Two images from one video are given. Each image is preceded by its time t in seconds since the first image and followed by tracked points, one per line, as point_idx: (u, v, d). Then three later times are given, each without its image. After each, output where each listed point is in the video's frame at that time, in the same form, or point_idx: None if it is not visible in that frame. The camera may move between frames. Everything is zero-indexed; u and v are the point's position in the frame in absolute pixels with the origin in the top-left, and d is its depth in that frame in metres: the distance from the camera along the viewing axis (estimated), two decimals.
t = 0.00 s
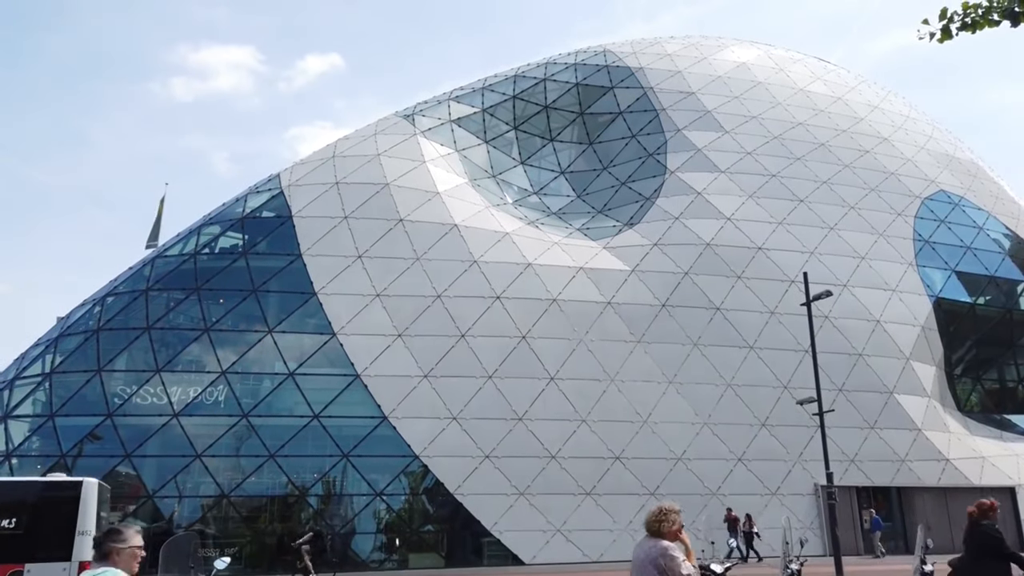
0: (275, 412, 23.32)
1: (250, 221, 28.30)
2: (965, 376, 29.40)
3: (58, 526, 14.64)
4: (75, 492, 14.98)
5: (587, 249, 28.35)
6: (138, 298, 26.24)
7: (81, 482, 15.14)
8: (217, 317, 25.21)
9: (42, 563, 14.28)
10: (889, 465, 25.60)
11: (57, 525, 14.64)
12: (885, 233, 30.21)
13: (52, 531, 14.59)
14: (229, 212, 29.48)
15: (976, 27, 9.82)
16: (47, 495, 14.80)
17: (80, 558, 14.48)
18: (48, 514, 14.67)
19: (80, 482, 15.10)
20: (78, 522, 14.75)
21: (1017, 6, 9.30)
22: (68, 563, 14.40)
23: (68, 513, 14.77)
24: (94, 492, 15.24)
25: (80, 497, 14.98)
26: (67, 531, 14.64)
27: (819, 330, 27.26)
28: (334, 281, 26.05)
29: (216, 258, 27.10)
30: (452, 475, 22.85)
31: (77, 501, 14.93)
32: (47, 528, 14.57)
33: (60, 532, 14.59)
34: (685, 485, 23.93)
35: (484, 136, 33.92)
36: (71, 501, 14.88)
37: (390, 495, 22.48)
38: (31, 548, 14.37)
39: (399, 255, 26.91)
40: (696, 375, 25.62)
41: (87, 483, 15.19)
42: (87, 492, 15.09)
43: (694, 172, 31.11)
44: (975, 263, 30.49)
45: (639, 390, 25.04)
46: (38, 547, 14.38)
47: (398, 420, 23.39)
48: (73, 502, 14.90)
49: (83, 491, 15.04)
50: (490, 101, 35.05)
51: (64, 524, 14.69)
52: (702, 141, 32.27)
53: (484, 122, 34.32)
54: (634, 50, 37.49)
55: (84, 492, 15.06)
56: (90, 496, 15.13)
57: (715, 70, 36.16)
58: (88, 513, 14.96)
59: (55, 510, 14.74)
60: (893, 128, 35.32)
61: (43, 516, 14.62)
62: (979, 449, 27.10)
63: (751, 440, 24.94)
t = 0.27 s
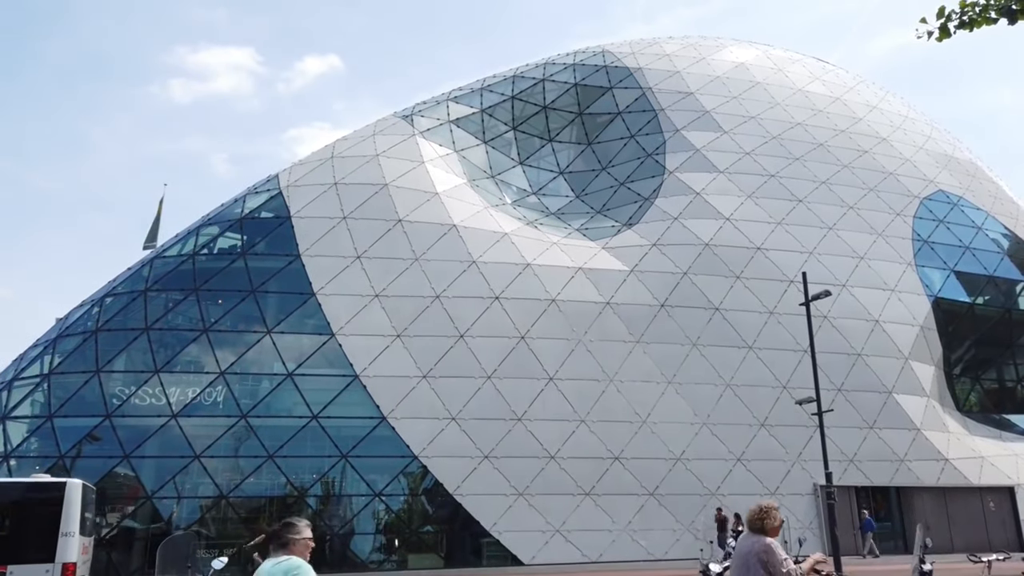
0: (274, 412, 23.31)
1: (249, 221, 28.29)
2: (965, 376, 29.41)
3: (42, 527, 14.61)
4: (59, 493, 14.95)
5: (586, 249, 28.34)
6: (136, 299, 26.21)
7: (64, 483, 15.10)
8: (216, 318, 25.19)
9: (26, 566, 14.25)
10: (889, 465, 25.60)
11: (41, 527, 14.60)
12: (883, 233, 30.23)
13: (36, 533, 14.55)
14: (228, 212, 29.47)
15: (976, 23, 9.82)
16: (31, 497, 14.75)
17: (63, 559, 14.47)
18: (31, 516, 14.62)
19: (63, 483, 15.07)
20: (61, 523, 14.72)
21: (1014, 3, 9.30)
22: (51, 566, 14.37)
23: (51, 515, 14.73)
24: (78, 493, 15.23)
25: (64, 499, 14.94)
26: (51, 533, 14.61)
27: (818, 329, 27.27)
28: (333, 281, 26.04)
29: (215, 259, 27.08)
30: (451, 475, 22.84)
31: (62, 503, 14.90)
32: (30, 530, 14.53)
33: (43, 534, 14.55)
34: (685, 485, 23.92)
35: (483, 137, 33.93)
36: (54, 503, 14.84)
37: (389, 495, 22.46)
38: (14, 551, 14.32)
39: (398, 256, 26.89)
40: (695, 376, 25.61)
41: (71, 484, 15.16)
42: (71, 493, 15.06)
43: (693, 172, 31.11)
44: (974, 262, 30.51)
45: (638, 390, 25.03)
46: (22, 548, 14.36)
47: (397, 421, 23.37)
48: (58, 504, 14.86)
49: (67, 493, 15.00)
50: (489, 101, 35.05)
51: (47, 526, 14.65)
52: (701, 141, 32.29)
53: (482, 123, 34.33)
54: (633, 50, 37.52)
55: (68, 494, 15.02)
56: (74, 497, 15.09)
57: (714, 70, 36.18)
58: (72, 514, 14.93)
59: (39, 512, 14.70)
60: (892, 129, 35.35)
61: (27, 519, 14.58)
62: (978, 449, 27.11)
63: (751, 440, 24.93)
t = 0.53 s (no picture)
0: (273, 412, 23.29)
1: (247, 221, 28.28)
2: (964, 375, 29.39)
3: (28, 527, 14.55)
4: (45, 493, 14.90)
5: (585, 248, 28.33)
6: (134, 299, 26.19)
7: (51, 482, 15.05)
8: (214, 317, 25.17)
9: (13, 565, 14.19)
10: (888, 464, 25.60)
11: (28, 527, 14.55)
12: (882, 232, 30.23)
13: (22, 533, 14.49)
14: (226, 212, 29.46)
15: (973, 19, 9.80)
16: (18, 496, 14.70)
17: (49, 559, 14.42)
18: (16, 515, 14.57)
19: (50, 483, 15.03)
20: (48, 523, 14.67)
21: None
22: (37, 566, 14.32)
23: (37, 514, 14.68)
24: (66, 493, 15.19)
25: (51, 498, 14.89)
26: (37, 533, 14.55)
27: (816, 328, 27.27)
28: (331, 281, 26.03)
29: (213, 259, 27.06)
30: (450, 475, 22.82)
31: (49, 502, 14.85)
32: (16, 531, 14.47)
33: (30, 534, 14.50)
34: (683, 484, 23.91)
35: (481, 136, 33.91)
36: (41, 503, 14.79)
37: (388, 495, 22.45)
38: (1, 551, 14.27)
39: (396, 255, 26.87)
40: (693, 375, 25.60)
41: (58, 484, 15.11)
42: (58, 493, 15.01)
43: (691, 171, 31.11)
44: (972, 261, 30.51)
45: (637, 390, 25.02)
46: (8, 548, 14.29)
47: (396, 420, 23.36)
48: (45, 504, 14.81)
49: (53, 492, 14.96)
50: (487, 101, 35.04)
51: (34, 526, 14.60)
52: (699, 140, 32.28)
53: (481, 122, 34.32)
54: (632, 49, 37.50)
55: (55, 493, 14.97)
56: (61, 497, 15.03)
57: (712, 69, 36.17)
58: (59, 514, 14.87)
59: (26, 512, 14.64)
60: (890, 128, 35.34)
61: (13, 518, 14.52)
62: (977, 448, 27.11)
63: (749, 439, 24.93)
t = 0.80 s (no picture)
0: (271, 411, 23.26)
1: (246, 219, 28.23)
2: (962, 373, 29.38)
3: (21, 526, 14.52)
4: (38, 492, 14.86)
5: (584, 247, 28.30)
6: (132, 298, 26.14)
7: (44, 481, 15.02)
8: (213, 316, 25.13)
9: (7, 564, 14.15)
10: (887, 463, 25.58)
11: (21, 527, 14.51)
12: (881, 231, 30.22)
13: (15, 532, 14.44)
14: (224, 211, 29.41)
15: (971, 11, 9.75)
16: (11, 495, 14.65)
17: (42, 559, 14.38)
18: (9, 514, 14.52)
19: (43, 481, 14.99)
20: (41, 522, 14.64)
21: None
22: (30, 565, 14.28)
23: (31, 513, 14.65)
24: (58, 491, 15.17)
25: (44, 498, 14.85)
26: (30, 532, 14.51)
27: (815, 327, 27.26)
28: (330, 280, 26.00)
29: (212, 258, 27.02)
30: (449, 474, 22.80)
31: (42, 502, 14.80)
32: (9, 530, 14.43)
33: (24, 533, 14.47)
34: (682, 483, 23.90)
35: (480, 135, 33.87)
36: (35, 502, 14.76)
37: (387, 494, 22.43)
38: None
39: (395, 254, 26.83)
40: (692, 374, 25.59)
41: (51, 483, 15.07)
42: (51, 492, 14.97)
43: (690, 169, 31.08)
44: (971, 260, 30.51)
45: (636, 389, 24.99)
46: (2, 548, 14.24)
47: (394, 419, 23.32)
48: (38, 503, 14.77)
49: (46, 491, 14.92)
50: (486, 99, 35.00)
51: (27, 525, 14.56)
52: (698, 139, 32.24)
53: (480, 121, 34.28)
54: (631, 48, 37.46)
55: (48, 492, 14.94)
56: (53, 495, 15.02)
57: (711, 68, 36.14)
58: (52, 513, 14.83)
59: (19, 510, 14.61)
60: (889, 126, 35.33)
61: (7, 518, 14.48)
62: (976, 446, 27.10)
63: (748, 438, 24.91)
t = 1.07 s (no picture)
0: (269, 410, 23.22)
1: (244, 218, 28.19)
2: (961, 372, 29.36)
3: (17, 525, 14.49)
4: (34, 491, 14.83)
5: (583, 246, 28.26)
6: (130, 296, 26.10)
7: (40, 480, 15.00)
8: (211, 315, 25.10)
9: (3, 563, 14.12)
10: (885, 461, 25.56)
11: (17, 525, 14.48)
12: (880, 230, 30.20)
13: (11, 530, 14.41)
14: (223, 209, 29.37)
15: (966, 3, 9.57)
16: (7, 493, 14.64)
17: (38, 557, 14.33)
18: (5, 512, 14.49)
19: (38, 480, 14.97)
20: (37, 520, 14.60)
21: None
22: (26, 563, 14.24)
23: (26, 512, 14.62)
24: (55, 491, 15.15)
25: (40, 496, 14.83)
26: (26, 530, 14.48)
27: (814, 326, 27.23)
28: (328, 278, 25.96)
29: (210, 256, 26.98)
30: (447, 472, 22.77)
31: (38, 500, 14.78)
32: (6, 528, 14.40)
33: (21, 531, 14.45)
34: (681, 481, 23.88)
35: (479, 134, 33.84)
36: (31, 501, 14.74)
37: (385, 493, 22.40)
38: None
39: (393, 252, 26.80)
40: (691, 372, 25.56)
41: (47, 481, 15.05)
42: (47, 490, 14.94)
43: (689, 168, 31.05)
44: (970, 259, 30.48)
45: (635, 387, 24.96)
46: None
47: (393, 418, 23.29)
48: (34, 502, 14.75)
49: (42, 490, 14.89)
50: (485, 98, 34.96)
51: (23, 524, 14.52)
52: (697, 138, 32.20)
53: (478, 120, 34.26)
54: (630, 46, 37.42)
55: (44, 491, 14.91)
56: (49, 494, 14.99)
57: (710, 66, 36.10)
58: (49, 511, 14.81)
59: (16, 509, 14.59)
60: (888, 125, 35.30)
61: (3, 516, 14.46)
62: (975, 445, 27.08)
63: (747, 437, 24.89)
